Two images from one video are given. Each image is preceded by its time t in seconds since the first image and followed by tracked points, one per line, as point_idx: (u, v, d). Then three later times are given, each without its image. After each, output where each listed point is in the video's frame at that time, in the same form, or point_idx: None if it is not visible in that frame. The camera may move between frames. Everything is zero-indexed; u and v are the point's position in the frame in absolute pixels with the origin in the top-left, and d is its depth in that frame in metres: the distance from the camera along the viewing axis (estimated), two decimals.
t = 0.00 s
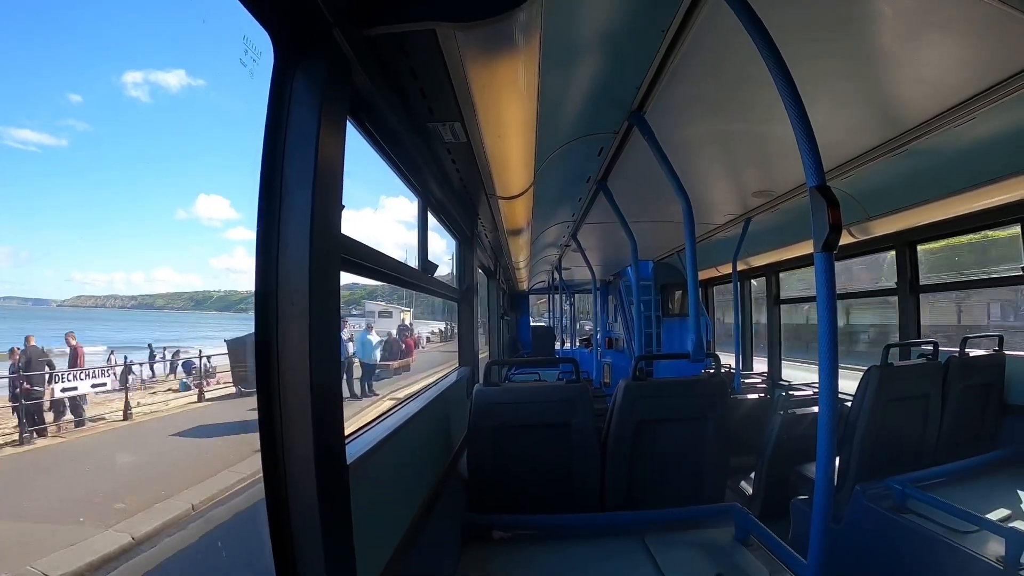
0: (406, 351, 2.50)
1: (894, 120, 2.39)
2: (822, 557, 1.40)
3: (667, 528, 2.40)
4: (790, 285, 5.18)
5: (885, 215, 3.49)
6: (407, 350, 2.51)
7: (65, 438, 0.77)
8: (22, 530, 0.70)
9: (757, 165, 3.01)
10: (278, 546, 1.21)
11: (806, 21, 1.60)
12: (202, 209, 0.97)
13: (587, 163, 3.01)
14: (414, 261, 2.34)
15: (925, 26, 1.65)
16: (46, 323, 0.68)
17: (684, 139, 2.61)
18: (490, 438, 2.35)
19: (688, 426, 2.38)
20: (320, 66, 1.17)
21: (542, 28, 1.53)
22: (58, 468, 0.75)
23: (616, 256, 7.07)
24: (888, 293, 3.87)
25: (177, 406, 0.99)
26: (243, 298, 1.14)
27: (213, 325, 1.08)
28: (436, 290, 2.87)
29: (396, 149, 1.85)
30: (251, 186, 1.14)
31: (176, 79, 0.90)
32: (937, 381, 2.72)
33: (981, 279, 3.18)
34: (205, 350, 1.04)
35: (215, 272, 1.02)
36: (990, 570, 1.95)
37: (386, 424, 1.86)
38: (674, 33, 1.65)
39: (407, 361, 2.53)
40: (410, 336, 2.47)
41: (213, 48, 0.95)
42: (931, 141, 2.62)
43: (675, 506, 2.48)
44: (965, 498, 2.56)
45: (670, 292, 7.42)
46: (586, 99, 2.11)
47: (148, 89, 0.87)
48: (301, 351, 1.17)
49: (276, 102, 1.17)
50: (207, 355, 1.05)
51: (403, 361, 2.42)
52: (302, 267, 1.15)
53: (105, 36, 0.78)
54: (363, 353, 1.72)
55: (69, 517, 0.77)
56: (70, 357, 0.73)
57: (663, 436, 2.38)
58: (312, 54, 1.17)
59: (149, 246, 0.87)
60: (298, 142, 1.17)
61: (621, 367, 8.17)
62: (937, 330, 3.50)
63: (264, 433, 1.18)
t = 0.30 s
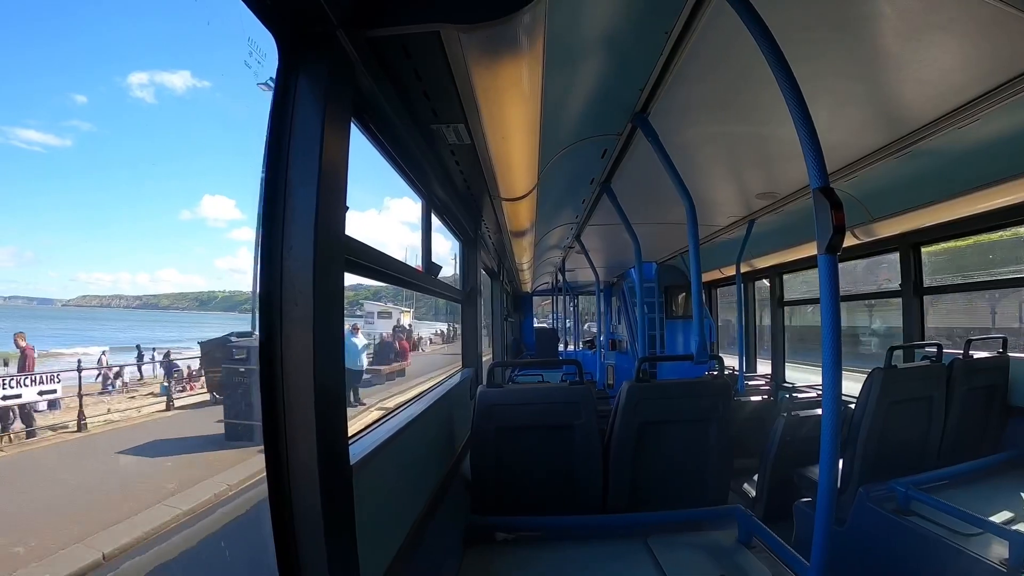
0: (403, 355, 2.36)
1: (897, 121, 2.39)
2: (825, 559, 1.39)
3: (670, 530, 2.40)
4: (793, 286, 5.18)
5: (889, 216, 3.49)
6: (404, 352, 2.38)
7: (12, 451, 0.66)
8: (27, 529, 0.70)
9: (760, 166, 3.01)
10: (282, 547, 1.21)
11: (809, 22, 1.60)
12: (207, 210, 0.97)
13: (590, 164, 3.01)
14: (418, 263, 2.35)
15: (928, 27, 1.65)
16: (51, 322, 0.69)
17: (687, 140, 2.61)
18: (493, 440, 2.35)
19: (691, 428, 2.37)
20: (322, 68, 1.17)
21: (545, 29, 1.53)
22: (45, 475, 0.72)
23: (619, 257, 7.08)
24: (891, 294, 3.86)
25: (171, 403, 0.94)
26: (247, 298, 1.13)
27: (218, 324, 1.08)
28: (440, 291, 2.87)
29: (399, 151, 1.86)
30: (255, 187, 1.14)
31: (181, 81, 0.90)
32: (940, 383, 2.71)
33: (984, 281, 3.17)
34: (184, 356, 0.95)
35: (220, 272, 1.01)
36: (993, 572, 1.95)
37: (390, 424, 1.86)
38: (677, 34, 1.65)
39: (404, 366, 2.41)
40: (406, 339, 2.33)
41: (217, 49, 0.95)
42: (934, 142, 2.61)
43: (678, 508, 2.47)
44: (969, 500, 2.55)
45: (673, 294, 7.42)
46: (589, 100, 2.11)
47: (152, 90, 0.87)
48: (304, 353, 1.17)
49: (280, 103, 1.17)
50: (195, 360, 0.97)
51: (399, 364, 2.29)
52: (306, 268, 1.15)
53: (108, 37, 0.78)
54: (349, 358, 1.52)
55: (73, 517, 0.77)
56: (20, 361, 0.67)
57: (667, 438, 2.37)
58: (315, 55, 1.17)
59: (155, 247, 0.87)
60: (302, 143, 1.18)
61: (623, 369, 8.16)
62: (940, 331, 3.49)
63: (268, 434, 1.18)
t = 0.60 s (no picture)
0: (393, 357, 2.16)
1: (900, 124, 2.39)
2: (826, 562, 1.39)
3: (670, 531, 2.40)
4: (796, 288, 5.17)
5: (892, 217, 3.48)
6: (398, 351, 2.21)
7: None
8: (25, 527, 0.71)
9: (762, 168, 3.01)
10: (283, 546, 1.21)
11: (812, 23, 1.59)
12: (211, 209, 0.96)
13: (592, 165, 3.01)
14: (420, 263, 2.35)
15: (931, 29, 1.64)
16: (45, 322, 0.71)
17: (689, 142, 2.60)
18: (494, 441, 2.35)
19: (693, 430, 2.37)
20: (326, 69, 1.17)
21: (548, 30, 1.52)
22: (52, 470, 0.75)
23: (621, 259, 7.08)
24: (894, 296, 3.85)
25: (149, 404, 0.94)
26: (251, 296, 1.15)
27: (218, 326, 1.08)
28: (442, 291, 2.87)
29: (402, 151, 1.85)
30: (259, 186, 1.14)
31: (184, 80, 0.90)
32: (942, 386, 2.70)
33: (987, 283, 3.16)
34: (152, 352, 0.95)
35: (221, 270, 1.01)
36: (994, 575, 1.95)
37: (391, 425, 1.87)
38: (680, 36, 1.64)
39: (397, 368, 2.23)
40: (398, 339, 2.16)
41: (222, 48, 0.94)
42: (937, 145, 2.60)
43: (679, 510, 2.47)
44: (970, 503, 2.54)
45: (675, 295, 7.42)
46: (592, 101, 2.11)
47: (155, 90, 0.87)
48: (306, 353, 1.17)
49: (284, 104, 1.18)
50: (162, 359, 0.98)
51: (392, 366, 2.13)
52: (309, 268, 1.15)
53: (109, 37, 0.79)
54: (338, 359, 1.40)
55: (69, 515, 0.77)
56: None
57: (668, 440, 2.37)
58: (318, 55, 1.17)
59: (158, 245, 0.87)
60: (305, 144, 1.17)
61: (625, 370, 8.16)
62: (942, 334, 3.48)
63: (269, 433, 1.18)
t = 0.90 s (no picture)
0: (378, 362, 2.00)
1: (899, 124, 2.39)
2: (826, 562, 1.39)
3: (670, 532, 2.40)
4: (795, 288, 5.17)
5: (891, 218, 3.48)
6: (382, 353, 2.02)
7: None
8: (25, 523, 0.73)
9: (762, 168, 3.01)
10: (284, 547, 1.21)
11: (810, 24, 1.60)
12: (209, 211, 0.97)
13: (591, 166, 3.01)
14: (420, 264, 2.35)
15: (929, 29, 1.65)
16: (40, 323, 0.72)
17: (689, 142, 2.61)
18: (493, 442, 2.35)
19: (692, 431, 2.37)
20: (325, 71, 1.17)
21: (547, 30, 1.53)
22: None
23: (621, 259, 7.07)
24: (893, 296, 3.85)
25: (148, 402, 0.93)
26: (250, 299, 1.17)
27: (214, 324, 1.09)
28: (441, 292, 2.86)
29: (401, 152, 1.85)
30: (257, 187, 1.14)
31: (184, 82, 0.91)
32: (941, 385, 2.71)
33: (986, 283, 3.17)
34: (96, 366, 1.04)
35: (223, 274, 1.07)
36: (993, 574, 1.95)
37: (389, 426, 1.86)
38: (679, 36, 1.65)
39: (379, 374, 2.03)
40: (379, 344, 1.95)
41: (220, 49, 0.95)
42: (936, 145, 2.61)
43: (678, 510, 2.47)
44: (969, 503, 2.55)
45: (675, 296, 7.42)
46: (591, 101, 2.10)
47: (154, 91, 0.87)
48: (305, 355, 1.17)
49: (283, 105, 1.17)
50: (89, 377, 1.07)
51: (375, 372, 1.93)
52: (308, 269, 1.15)
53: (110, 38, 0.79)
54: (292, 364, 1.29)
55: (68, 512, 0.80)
56: None
57: (667, 441, 2.37)
58: (317, 56, 1.17)
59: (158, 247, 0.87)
60: (304, 144, 1.17)
61: (624, 370, 8.15)
62: (942, 334, 3.49)
63: (269, 434, 1.19)
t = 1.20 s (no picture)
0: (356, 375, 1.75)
1: (896, 125, 2.40)
2: (824, 563, 1.40)
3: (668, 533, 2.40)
4: (794, 289, 5.18)
5: (889, 218, 3.48)
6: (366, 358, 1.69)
7: None
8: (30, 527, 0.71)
9: (760, 169, 3.02)
10: (281, 549, 1.21)
11: (808, 24, 1.60)
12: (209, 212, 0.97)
13: (590, 166, 3.01)
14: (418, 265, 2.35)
15: (927, 29, 1.65)
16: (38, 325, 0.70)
17: (687, 143, 2.61)
18: (492, 443, 2.34)
19: (691, 432, 2.37)
20: (323, 72, 1.17)
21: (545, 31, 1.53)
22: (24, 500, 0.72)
23: (619, 260, 7.08)
24: (891, 296, 3.86)
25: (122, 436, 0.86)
26: (249, 300, 1.15)
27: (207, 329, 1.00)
28: (439, 293, 2.86)
29: (399, 154, 1.85)
30: (255, 188, 1.14)
31: (184, 84, 0.91)
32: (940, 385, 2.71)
33: (984, 283, 3.18)
34: None
35: (222, 275, 1.03)
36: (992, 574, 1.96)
37: (388, 428, 1.86)
38: (677, 37, 1.65)
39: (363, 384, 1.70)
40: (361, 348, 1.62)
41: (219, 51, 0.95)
42: (934, 145, 2.61)
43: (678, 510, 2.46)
44: (967, 503, 2.55)
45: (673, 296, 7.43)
46: (589, 102, 2.10)
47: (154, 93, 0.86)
48: (304, 356, 1.17)
49: (281, 106, 1.17)
50: None
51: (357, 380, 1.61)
52: (306, 271, 1.15)
53: (106, 39, 0.78)
54: (234, 382, 1.19)
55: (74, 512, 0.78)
56: None
57: (666, 442, 2.37)
58: (315, 57, 1.17)
59: (158, 249, 0.87)
60: (302, 146, 1.17)
61: (622, 371, 8.15)
62: (940, 334, 3.49)
63: (267, 435, 1.18)
